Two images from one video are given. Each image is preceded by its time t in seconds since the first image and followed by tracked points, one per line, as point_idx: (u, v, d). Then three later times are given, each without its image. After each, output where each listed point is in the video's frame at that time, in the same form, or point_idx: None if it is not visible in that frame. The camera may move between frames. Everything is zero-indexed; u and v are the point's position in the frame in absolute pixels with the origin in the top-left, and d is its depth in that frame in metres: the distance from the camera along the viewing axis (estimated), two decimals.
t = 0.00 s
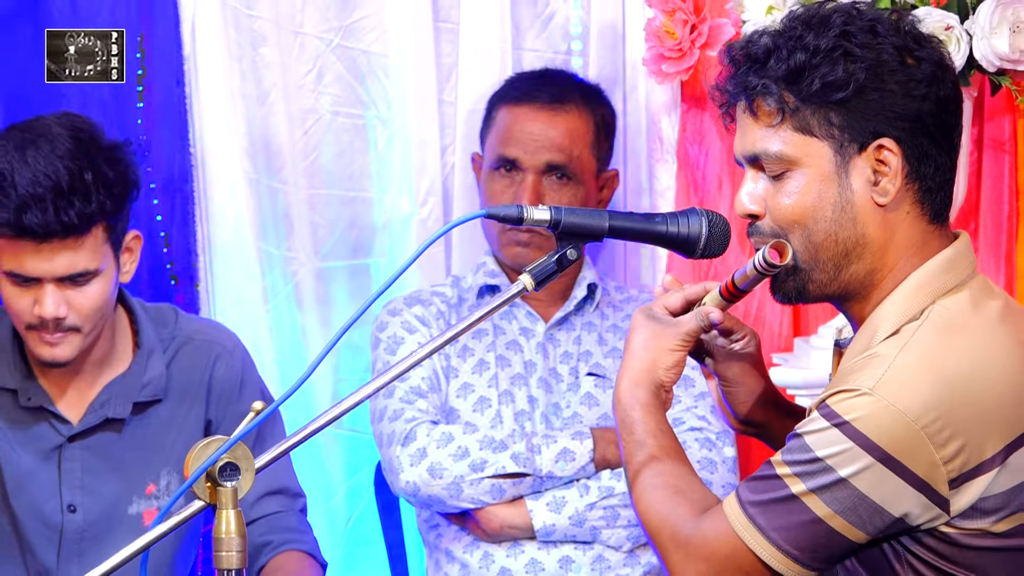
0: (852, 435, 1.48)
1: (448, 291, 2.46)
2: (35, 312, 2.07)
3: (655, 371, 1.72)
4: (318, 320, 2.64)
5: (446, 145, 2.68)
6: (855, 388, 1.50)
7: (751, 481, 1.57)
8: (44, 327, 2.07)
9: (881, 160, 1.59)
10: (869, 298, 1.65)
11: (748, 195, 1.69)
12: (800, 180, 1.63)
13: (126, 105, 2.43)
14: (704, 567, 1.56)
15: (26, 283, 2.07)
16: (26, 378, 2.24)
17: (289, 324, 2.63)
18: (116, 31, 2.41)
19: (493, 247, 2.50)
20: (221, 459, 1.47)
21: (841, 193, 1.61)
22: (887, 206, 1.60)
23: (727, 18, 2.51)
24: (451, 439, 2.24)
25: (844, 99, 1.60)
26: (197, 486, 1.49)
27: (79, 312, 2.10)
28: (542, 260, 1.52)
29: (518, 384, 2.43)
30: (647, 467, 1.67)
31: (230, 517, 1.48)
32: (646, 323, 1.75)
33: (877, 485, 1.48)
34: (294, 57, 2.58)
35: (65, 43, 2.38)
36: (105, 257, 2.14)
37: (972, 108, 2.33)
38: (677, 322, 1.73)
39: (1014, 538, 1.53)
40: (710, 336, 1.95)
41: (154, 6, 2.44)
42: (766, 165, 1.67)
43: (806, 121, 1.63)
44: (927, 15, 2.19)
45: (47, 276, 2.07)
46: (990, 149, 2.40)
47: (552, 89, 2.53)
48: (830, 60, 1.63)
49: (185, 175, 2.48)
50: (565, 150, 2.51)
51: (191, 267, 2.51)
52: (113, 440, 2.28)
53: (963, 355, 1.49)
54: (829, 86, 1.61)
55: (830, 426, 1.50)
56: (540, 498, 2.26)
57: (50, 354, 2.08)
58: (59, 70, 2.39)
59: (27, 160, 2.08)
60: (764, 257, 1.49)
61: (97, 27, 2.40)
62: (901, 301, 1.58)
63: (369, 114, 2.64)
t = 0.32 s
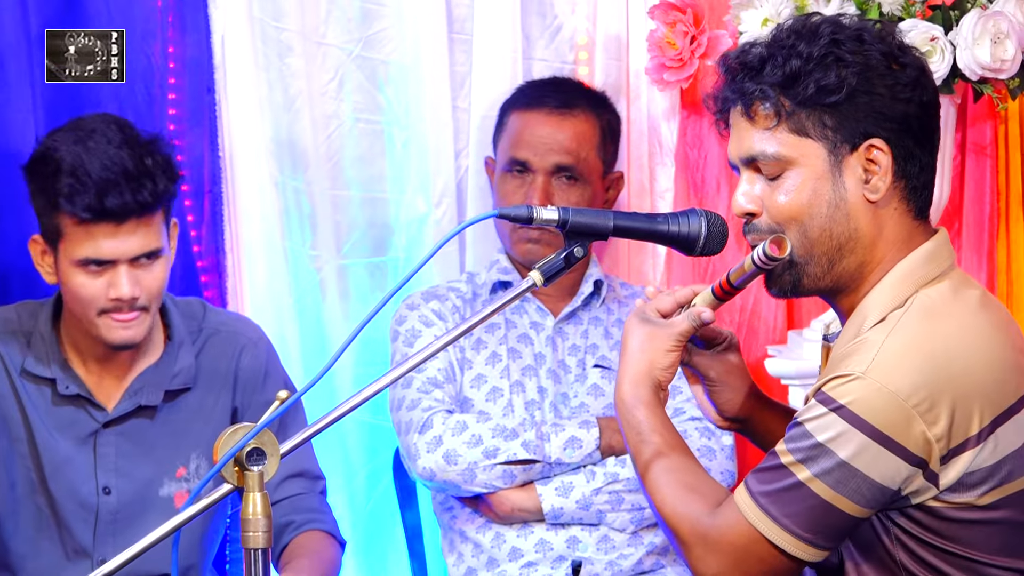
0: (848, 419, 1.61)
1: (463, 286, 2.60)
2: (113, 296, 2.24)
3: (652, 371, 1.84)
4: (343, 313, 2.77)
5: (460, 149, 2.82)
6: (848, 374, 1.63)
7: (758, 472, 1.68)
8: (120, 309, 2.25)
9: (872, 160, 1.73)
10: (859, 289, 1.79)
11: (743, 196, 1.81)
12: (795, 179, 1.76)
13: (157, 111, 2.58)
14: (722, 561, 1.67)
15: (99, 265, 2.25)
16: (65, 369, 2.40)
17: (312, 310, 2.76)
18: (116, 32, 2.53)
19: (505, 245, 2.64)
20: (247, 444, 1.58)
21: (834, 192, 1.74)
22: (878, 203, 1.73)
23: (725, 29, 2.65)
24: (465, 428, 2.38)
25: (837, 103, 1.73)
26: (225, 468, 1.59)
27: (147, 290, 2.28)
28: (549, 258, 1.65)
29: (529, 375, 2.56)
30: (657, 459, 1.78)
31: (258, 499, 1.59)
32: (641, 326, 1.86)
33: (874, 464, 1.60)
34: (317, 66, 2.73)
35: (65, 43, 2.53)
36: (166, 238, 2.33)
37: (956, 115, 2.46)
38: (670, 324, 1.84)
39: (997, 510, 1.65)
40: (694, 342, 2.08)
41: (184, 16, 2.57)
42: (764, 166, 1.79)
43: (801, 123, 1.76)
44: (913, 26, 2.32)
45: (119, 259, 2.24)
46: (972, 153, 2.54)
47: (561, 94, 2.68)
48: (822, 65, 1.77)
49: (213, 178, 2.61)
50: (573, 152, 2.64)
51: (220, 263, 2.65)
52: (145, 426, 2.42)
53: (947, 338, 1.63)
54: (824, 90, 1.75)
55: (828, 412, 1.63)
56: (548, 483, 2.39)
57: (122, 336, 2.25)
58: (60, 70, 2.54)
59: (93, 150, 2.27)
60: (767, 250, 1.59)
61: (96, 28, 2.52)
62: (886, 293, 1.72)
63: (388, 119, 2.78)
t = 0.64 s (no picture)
0: (852, 407, 1.73)
1: (473, 282, 2.74)
2: (167, 268, 2.49)
3: (651, 377, 1.92)
4: (361, 306, 2.93)
5: (471, 152, 2.98)
6: (850, 364, 1.75)
7: (765, 463, 1.80)
8: (170, 284, 2.49)
9: (856, 157, 1.87)
10: (846, 282, 1.91)
11: (735, 197, 1.93)
12: (787, 177, 1.89)
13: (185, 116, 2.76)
14: (738, 548, 1.77)
15: (153, 239, 2.50)
16: (100, 359, 2.55)
17: (329, 306, 2.92)
18: (116, 32, 2.71)
19: (513, 243, 2.78)
20: (270, 431, 1.71)
21: (824, 188, 1.87)
22: (864, 197, 1.87)
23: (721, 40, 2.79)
24: (475, 416, 2.52)
25: (823, 104, 1.87)
26: (249, 454, 1.72)
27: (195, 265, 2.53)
28: (555, 255, 1.78)
29: (535, 366, 2.71)
30: (660, 449, 1.87)
31: (279, 483, 1.72)
32: (636, 334, 1.93)
33: (878, 449, 1.72)
34: (336, 74, 2.88)
35: (65, 43, 2.70)
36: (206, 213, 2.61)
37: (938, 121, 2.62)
38: (664, 330, 1.92)
39: (985, 489, 1.78)
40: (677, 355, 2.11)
41: (210, 27, 2.76)
42: (755, 166, 1.92)
43: (791, 124, 1.90)
44: (897, 38, 2.47)
45: (170, 233, 2.50)
46: (954, 156, 2.67)
47: (566, 102, 2.82)
48: (807, 70, 1.91)
49: (238, 179, 2.81)
50: (577, 155, 2.79)
51: (243, 260, 2.85)
52: (175, 410, 2.57)
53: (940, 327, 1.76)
54: (810, 92, 1.89)
55: (834, 401, 1.74)
56: (553, 468, 2.53)
57: (172, 307, 2.48)
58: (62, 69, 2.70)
59: (142, 136, 2.53)
60: (765, 244, 1.68)
61: (96, 29, 2.71)
62: (878, 286, 1.84)
63: (403, 122, 2.93)
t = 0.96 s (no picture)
0: (846, 392, 1.84)
1: (480, 272, 2.89)
2: (164, 280, 2.55)
3: (647, 363, 1.98)
4: (374, 295, 3.09)
5: (477, 150, 3.13)
6: (844, 351, 1.87)
7: (761, 444, 1.89)
8: (169, 291, 2.56)
9: (845, 153, 1.98)
10: (834, 271, 2.02)
11: (729, 188, 2.03)
12: (778, 169, 1.99)
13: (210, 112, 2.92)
14: (734, 527, 1.86)
15: (152, 254, 2.56)
16: (126, 345, 2.70)
17: (345, 295, 3.08)
18: (116, 32, 2.87)
19: (518, 236, 2.93)
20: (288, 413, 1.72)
21: (813, 181, 1.98)
22: (852, 190, 1.97)
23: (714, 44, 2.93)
24: (482, 399, 2.67)
25: (813, 101, 1.98)
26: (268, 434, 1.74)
27: (197, 276, 2.59)
28: (557, 247, 1.85)
29: (539, 352, 2.86)
30: (655, 428, 1.95)
31: (297, 462, 1.74)
32: (631, 324, 1.99)
33: (871, 432, 1.83)
34: (351, 76, 3.05)
35: (65, 44, 2.85)
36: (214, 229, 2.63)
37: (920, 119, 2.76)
38: (657, 319, 1.99)
39: (969, 468, 1.90)
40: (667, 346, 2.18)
41: (232, 32, 2.92)
42: (749, 160, 2.02)
43: (783, 120, 2.00)
44: (880, 42, 2.61)
45: (172, 249, 2.56)
46: (934, 154, 2.84)
47: (569, 102, 2.97)
48: (799, 70, 2.02)
49: (258, 175, 2.96)
50: (579, 152, 2.94)
51: (264, 252, 2.99)
52: (199, 394, 2.72)
53: (929, 317, 1.88)
54: (802, 90, 1.99)
55: (829, 386, 1.86)
56: (556, 448, 2.68)
57: (173, 312, 2.56)
58: (62, 68, 2.85)
59: (154, 152, 2.58)
60: (759, 232, 1.76)
61: (96, 29, 2.86)
62: (867, 278, 1.95)
63: (414, 122, 3.09)
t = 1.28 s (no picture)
0: (828, 385, 1.96)
1: (489, 264, 3.05)
2: (200, 281, 2.72)
3: (643, 343, 2.11)
4: (386, 286, 3.24)
5: (486, 148, 3.28)
6: (827, 346, 1.97)
7: (746, 428, 2.02)
8: (204, 291, 2.73)
9: (836, 150, 2.09)
10: (823, 263, 2.13)
11: (726, 182, 2.15)
12: (773, 164, 2.11)
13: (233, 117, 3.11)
14: (714, 505, 1.98)
15: (191, 257, 2.72)
16: (155, 337, 2.86)
17: (361, 287, 3.24)
18: (115, 32, 3.03)
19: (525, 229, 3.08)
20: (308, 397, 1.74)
21: (805, 176, 2.10)
22: (842, 185, 2.09)
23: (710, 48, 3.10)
24: (491, 384, 2.83)
25: (806, 101, 2.10)
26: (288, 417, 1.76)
27: (229, 276, 2.76)
28: (562, 241, 1.96)
29: (544, 339, 3.02)
30: (647, 408, 2.08)
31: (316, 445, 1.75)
32: (630, 305, 2.13)
33: (850, 423, 1.95)
34: (366, 79, 3.22)
35: (65, 44, 3.02)
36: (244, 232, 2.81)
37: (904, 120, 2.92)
38: (656, 302, 2.12)
39: (949, 455, 2.02)
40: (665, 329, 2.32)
41: (254, 37, 3.11)
42: (745, 155, 2.14)
43: (777, 118, 2.12)
44: (867, 46, 2.77)
45: (209, 252, 2.72)
46: (917, 152, 3.00)
47: (572, 103, 3.13)
48: (794, 71, 2.13)
49: (280, 173, 3.15)
50: (583, 151, 3.08)
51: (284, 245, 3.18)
52: (223, 382, 2.88)
53: (908, 316, 1.98)
54: (796, 90, 2.11)
55: (811, 378, 1.97)
56: (560, 431, 2.84)
57: (205, 310, 2.73)
58: (61, 68, 3.02)
59: (190, 160, 2.74)
60: (755, 224, 1.88)
61: (96, 30, 3.02)
62: (851, 275, 2.05)
63: (425, 123, 3.25)
